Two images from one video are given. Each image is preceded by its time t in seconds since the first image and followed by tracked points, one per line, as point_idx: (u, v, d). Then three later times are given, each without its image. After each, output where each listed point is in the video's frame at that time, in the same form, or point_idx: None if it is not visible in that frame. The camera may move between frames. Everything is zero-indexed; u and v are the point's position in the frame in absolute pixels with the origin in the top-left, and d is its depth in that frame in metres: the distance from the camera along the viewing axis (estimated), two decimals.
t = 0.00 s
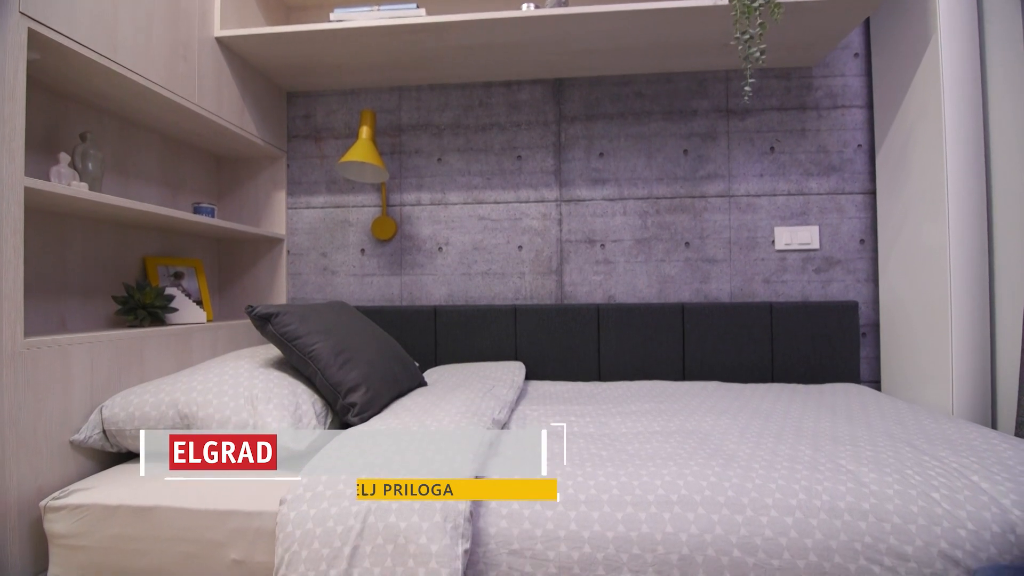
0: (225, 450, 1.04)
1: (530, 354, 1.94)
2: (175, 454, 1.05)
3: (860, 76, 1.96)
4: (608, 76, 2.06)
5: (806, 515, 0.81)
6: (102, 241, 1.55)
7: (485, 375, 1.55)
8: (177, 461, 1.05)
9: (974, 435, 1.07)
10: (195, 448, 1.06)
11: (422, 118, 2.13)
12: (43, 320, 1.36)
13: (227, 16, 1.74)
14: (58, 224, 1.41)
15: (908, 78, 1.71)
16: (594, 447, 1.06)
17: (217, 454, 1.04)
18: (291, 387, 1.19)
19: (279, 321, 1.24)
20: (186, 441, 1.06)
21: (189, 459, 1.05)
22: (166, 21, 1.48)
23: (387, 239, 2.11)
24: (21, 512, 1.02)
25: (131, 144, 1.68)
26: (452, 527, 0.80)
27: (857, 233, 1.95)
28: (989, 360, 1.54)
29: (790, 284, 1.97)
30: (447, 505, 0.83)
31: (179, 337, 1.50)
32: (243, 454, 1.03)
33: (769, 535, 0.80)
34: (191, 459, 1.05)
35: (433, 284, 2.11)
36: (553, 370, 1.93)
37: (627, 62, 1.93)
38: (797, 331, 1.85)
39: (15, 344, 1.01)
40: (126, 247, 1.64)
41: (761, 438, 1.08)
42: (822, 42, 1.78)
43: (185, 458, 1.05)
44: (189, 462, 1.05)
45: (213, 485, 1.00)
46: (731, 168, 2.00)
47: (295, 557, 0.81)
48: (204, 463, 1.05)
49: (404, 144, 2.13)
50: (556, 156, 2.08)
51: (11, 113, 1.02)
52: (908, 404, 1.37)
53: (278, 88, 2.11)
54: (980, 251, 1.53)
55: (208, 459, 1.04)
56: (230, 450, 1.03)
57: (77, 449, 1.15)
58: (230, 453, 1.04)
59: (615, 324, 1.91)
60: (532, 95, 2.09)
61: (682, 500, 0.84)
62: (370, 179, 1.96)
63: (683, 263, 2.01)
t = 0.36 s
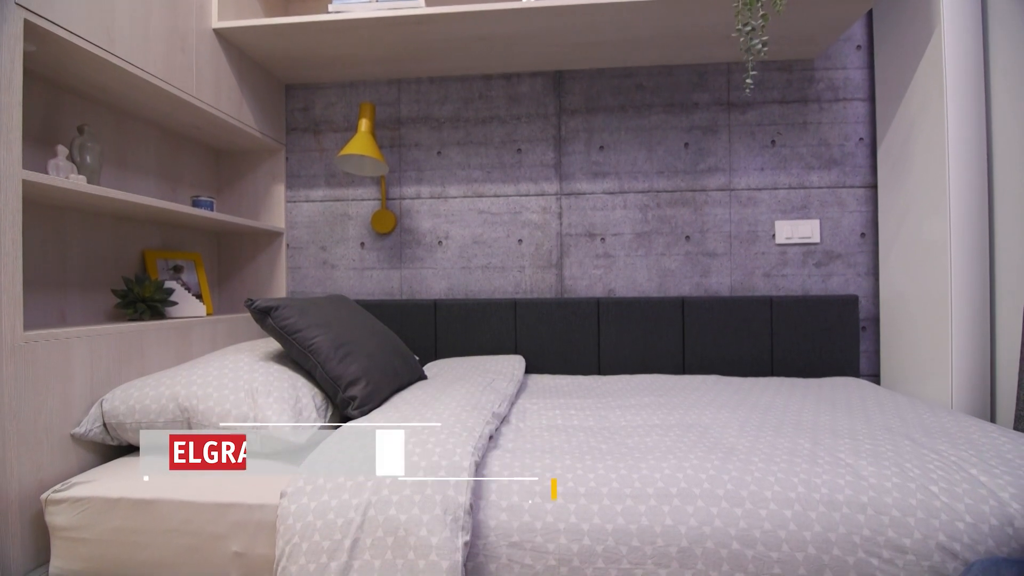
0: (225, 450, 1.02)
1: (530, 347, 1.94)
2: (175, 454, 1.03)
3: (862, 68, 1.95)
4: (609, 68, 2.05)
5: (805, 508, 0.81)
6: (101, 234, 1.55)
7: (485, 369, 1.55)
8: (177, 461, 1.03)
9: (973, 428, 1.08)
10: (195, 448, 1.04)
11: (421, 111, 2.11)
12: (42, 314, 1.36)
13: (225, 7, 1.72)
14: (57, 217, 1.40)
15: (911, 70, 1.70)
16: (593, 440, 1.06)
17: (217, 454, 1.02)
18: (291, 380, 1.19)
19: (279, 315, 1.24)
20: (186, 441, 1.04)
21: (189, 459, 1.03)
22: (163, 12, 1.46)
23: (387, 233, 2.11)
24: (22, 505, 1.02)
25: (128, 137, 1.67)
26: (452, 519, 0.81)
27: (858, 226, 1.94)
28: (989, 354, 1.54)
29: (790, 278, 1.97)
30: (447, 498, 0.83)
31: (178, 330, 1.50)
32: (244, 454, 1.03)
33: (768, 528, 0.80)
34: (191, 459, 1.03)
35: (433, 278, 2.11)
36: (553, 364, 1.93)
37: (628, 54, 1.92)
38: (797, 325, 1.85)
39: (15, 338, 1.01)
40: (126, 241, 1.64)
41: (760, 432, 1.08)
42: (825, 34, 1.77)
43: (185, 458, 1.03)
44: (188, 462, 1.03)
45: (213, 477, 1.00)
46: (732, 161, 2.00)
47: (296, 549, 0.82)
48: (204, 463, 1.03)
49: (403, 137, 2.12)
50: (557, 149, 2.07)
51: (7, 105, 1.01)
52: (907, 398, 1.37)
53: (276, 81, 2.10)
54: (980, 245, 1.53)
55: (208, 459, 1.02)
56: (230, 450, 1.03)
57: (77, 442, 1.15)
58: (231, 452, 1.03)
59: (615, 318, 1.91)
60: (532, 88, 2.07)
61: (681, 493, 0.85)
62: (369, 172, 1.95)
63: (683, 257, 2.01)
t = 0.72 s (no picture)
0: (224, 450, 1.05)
1: (530, 344, 1.94)
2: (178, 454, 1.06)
3: (864, 64, 1.94)
4: (609, 64, 2.04)
5: (804, 504, 0.81)
6: (100, 230, 1.54)
7: (485, 366, 1.55)
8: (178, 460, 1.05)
9: (972, 425, 1.08)
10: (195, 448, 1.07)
11: (421, 107, 2.11)
12: (42, 311, 1.36)
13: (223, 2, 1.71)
14: (56, 214, 1.40)
15: (913, 66, 1.69)
16: (593, 436, 1.07)
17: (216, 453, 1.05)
18: (291, 376, 1.19)
19: (279, 311, 1.24)
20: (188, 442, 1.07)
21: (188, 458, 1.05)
22: (162, 7, 1.46)
23: (386, 229, 2.10)
24: (23, 501, 1.02)
25: (127, 133, 1.66)
26: (452, 515, 0.81)
27: (859, 223, 1.94)
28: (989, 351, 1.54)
29: (790, 275, 1.97)
30: (447, 494, 0.83)
31: (178, 327, 1.50)
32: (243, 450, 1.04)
33: (768, 524, 0.80)
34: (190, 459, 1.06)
35: (432, 275, 2.11)
36: (553, 361, 1.93)
37: (629, 49, 1.91)
38: (797, 322, 1.85)
39: (15, 334, 1.01)
40: (125, 237, 1.63)
41: (760, 428, 1.08)
42: (826, 30, 1.76)
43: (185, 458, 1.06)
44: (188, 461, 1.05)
45: (214, 473, 1.00)
46: (732, 157, 1.99)
47: (296, 546, 0.82)
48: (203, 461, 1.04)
49: (403, 133, 2.12)
50: (557, 145, 2.06)
51: (5, 101, 1.01)
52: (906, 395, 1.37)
53: (275, 76, 2.09)
54: (981, 242, 1.53)
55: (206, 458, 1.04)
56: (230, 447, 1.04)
57: (77, 439, 1.15)
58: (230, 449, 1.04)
59: (615, 314, 1.91)
60: (532, 83, 2.07)
61: (681, 489, 0.85)
62: (368, 168, 1.95)
63: (683, 253, 2.01)
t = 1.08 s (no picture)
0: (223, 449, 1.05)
1: (530, 342, 1.94)
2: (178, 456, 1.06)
3: (864, 62, 1.94)
4: (609, 62, 2.03)
5: (804, 502, 0.82)
6: (99, 228, 1.54)
7: (485, 363, 1.56)
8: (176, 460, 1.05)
9: (972, 423, 1.08)
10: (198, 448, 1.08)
11: (421, 105, 2.10)
12: (42, 309, 1.36)
13: None
14: (55, 212, 1.40)
15: (913, 64, 1.69)
16: (593, 434, 1.07)
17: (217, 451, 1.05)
18: (291, 374, 1.19)
19: (278, 309, 1.24)
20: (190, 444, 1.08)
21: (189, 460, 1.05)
22: (160, 5, 1.45)
23: (386, 227, 2.10)
24: (23, 499, 1.02)
25: (126, 130, 1.66)
26: (452, 513, 0.81)
27: (859, 221, 1.94)
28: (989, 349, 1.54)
29: (790, 273, 1.97)
30: (447, 492, 0.83)
31: (178, 324, 1.50)
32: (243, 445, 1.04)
33: (767, 522, 0.80)
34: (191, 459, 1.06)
35: (432, 273, 2.11)
36: (553, 359, 1.93)
37: (629, 47, 1.90)
38: (797, 320, 1.85)
39: (14, 333, 1.01)
40: (124, 235, 1.63)
41: (759, 426, 1.08)
42: (826, 28, 1.75)
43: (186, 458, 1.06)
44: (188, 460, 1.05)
45: (214, 471, 1.01)
46: (733, 155, 1.99)
47: (296, 543, 0.83)
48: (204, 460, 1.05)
49: (403, 131, 2.11)
50: (557, 143, 2.06)
51: (4, 99, 1.01)
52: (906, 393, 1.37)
53: (274, 74, 2.09)
54: (981, 239, 1.53)
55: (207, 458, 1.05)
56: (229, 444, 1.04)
57: (78, 437, 1.15)
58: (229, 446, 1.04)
59: (615, 312, 1.91)
60: (532, 81, 2.06)
61: (681, 487, 0.85)
62: (368, 166, 1.94)
63: (683, 251, 2.01)
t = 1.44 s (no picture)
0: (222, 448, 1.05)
1: (530, 342, 1.94)
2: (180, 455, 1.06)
3: (864, 61, 1.94)
4: (609, 62, 2.03)
5: (804, 502, 0.82)
6: (99, 228, 1.54)
7: (485, 363, 1.55)
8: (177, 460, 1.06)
9: (972, 423, 1.08)
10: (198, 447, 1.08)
11: (421, 105, 2.10)
12: (42, 309, 1.36)
13: None
14: (55, 213, 1.40)
15: (913, 64, 1.69)
16: (593, 434, 1.07)
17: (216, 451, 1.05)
18: (291, 374, 1.19)
19: (278, 309, 1.24)
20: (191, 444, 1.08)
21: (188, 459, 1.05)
22: (160, 4, 1.45)
23: (387, 227, 2.10)
24: (22, 499, 1.02)
25: (126, 130, 1.66)
26: (452, 513, 0.81)
27: (859, 221, 1.94)
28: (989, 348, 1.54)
29: (790, 273, 1.97)
30: (446, 492, 0.83)
31: (177, 324, 1.50)
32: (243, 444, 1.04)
33: (767, 522, 0.80)
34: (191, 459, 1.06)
35: (432, 273, 2.10)
36: (553, 358, 1.93)
37: (629, 47, 1.90)
38: (797, 319, 1.85)
39: (14, 333, 1.01)
40: (124, 235, 1.63)
41: (759, 426, 1.08)
42: (826, 28, 1.75)
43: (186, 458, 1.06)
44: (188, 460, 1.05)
45: (214, 471, 1.01)
46: (733, 155, 1.99)
47: (296, 543, 0.83)
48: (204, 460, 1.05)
49: (403, 131, 2.11)
50: (557, 142, 2.06)
51: (3, 99, 1.01)
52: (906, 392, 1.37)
53: (274, 74, 2.09)
54: (981, 239, 1.53)
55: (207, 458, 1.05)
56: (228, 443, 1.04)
57: (78, 436, 1.15)
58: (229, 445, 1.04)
59: (615, 312, 1.91)
60: (532, 81, 2.06)
61: (681, 486, 0.85)
62: (368, 166, 1.94)
63: (683, 251, 2.01)
